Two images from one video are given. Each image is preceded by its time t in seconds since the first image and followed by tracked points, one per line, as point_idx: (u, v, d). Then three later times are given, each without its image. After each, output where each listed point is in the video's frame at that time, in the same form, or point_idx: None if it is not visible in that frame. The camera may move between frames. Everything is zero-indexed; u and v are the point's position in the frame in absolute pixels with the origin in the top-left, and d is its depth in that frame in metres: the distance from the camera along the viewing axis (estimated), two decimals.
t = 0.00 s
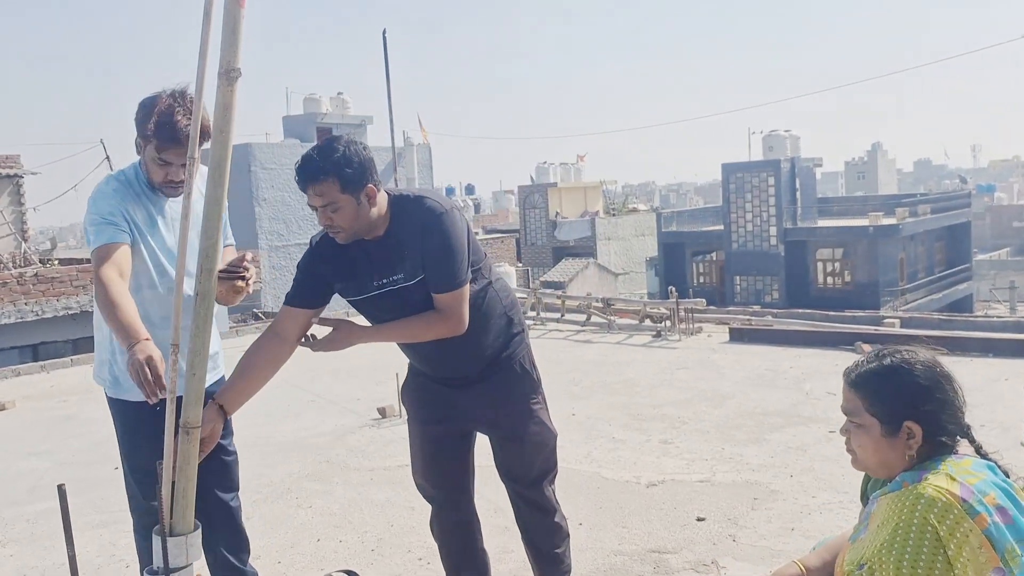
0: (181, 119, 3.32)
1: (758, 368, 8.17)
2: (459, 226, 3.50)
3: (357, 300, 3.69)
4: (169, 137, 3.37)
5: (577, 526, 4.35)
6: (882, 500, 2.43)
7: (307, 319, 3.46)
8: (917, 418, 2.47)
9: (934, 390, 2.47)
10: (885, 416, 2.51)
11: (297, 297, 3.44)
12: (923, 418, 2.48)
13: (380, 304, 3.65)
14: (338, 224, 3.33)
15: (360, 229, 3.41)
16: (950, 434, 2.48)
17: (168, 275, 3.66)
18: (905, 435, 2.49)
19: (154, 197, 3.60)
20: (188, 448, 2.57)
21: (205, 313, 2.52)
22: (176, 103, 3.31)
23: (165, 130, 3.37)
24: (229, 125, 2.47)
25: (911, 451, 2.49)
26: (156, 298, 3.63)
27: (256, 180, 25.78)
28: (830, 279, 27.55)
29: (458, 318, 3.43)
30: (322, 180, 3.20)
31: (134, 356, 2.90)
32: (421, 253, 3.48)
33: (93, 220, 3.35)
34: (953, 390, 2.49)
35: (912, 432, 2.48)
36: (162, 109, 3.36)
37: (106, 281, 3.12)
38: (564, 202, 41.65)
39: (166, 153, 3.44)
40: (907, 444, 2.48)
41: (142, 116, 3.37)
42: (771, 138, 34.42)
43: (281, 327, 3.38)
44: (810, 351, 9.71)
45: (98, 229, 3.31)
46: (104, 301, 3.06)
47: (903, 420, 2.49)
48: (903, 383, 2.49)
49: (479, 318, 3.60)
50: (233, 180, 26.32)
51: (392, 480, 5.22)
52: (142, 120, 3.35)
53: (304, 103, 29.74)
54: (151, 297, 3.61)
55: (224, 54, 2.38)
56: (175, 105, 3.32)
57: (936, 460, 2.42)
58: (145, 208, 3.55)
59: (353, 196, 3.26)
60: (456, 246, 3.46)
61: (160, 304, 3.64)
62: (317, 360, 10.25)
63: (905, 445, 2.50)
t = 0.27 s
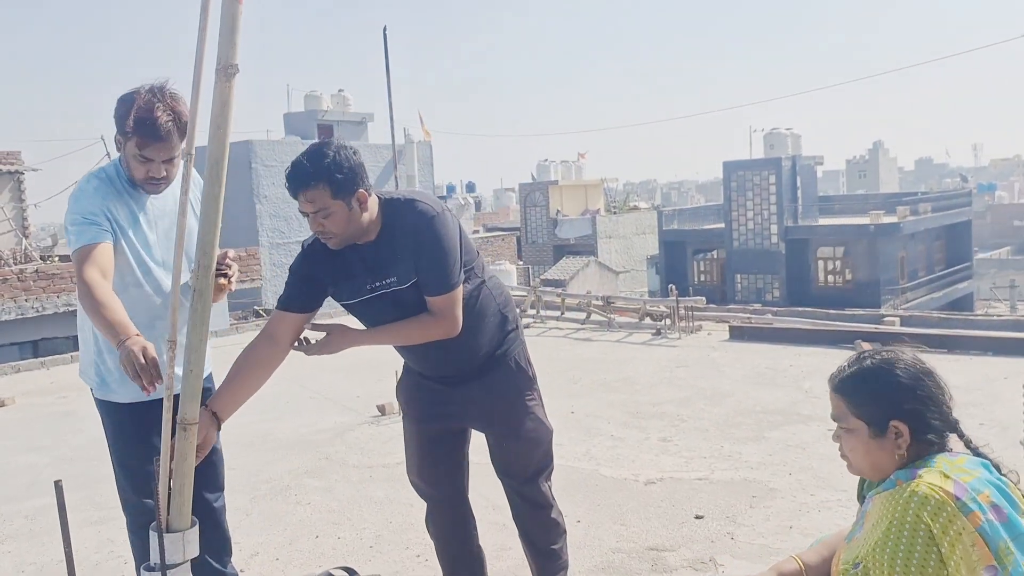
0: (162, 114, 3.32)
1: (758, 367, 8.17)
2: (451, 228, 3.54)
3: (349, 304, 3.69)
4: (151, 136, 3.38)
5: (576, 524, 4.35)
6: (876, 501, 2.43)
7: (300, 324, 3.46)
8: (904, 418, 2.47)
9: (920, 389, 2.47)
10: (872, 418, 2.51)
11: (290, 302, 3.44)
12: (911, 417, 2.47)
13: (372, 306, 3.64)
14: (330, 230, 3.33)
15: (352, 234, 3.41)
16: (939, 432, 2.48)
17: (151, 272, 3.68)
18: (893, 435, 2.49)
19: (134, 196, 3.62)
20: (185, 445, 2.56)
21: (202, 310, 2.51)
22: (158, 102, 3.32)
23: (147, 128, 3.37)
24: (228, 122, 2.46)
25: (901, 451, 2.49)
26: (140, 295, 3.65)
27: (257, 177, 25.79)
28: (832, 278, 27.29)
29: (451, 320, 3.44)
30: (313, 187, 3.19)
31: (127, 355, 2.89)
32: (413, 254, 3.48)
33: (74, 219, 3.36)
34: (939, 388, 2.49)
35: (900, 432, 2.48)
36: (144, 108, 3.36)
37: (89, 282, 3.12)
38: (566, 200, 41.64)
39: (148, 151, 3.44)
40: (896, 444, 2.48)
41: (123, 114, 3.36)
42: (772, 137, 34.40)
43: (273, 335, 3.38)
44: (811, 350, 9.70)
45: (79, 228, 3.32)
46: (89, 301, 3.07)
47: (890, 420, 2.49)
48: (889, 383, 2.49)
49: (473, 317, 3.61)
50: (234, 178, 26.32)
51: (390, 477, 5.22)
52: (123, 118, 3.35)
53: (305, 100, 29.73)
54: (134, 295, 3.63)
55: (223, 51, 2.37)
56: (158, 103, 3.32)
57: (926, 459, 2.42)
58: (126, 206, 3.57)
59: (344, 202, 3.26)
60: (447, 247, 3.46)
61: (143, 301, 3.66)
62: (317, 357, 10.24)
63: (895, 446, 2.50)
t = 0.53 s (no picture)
0: (157, 116, 3.32)
1: (757, 365, 8.17)
2: (446, 230, 3.54)
3: (345, 306, 3.70)
4: (147, 137, 3.39)
5: (574, 520, 4.36)
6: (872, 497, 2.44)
7: (296, 328, 3.47)
8: (894, 416, 2.48)
9: (909, 387, 2.48)
10: (862, 418, 2.51)
11: (285, 307, 3.44)
12: (902, 415, 2.48)
13: (368, 308, 3.65)
14: (324, 235, 3.33)
15: (346, 238, 3.42)
16: (930, 428, 2.49)
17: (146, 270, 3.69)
18: (885, 434, 2.50)
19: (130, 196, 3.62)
20: (184, 440, 2.56)
21: (202, 305, 2.51)
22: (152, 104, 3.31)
23: (142, 129, 3.37)
24: (227, 118, 2.47)
25: (893, 448, 2.50)
26: (136, 294, 3.67)
27: (257, 175, 25.80)
28: (831, 277, 27.45)
29: (448, 322, 3.47)
30: (307, 193, 3.19)
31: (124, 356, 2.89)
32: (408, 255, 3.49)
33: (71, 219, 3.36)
34: (926, 384, 2.50)
35: (891, 430, 2.49)
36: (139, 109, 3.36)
37: (86, 281, 3.13)
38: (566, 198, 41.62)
39: (143, 151, 3.45)
40: (888, 442, 2.49)
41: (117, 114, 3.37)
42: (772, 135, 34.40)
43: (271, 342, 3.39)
44: (810, 348, 9.70)
45: (76, 228, 3.33)
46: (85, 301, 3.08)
47: (881, 418, 2.49)
48: (878, 381, 2.50)
49: (468, 315, 3.63)
50: (234, 176, 26.34)
51: (389, 474, 5.23)
52: (118, 118, 3.35)
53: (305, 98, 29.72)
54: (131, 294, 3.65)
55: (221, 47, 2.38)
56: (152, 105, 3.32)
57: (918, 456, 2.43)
58: (122, 205, 3.58)
59: (338, 208, 3.26)
60: (441, 249, 3.47)
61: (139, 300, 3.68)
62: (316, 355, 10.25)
63: (887, 444, 2.50)
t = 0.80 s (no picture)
0: (159, 114, 3.32)
1: (757, 362, 8.18)
2: (444, 229, 3.55)
3: (344, 306, 3.70)
4: (148, 135, 3.38)
5: (574, 515, 4.38)
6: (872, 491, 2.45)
7: (296, 330, 3.50)
8: (887, 411, 2.48)
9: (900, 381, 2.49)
10: (857, 415, 2.51)
11: (283, 309, 3.47)
12: (895, 410, 2.49)
13: (367, 307, 3.65)
14: (323, 239, 3.33)
15: (344, 240, 3.42)
16: (922, 420, 2.50)
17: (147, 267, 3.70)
18: (880, 429, 2.51)
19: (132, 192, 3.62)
20: (185, 434, 2.57)
21: (203, 299, 2.51)
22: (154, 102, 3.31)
23: (143, 128, 3.37)
24: (228, 113, 2.47)
25: (890, 443, 2.51)
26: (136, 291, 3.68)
27: (256, 172, 25.79)
28: (831, 274, 27.50)
29: (447, 321, 3.48)
30: (304, 197, 3.19)
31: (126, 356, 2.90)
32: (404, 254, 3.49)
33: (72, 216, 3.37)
34: (916, 378, 2.51)
35: (886, 425, 2.50)
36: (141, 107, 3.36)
37: (89, 280, 3.13)
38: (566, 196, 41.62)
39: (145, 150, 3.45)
40: (884, 437, 2.49)
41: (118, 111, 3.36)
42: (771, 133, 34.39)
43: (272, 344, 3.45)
44: (809, 344, 9.71)
45: (78, 226, 3.33)
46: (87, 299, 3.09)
47: (876, 414, 2.50)
48: (871, 377, 2.50)
49: (465, 311, 3.64)
50: (234, 173, 26.34)
51: (390, 469, 5.24)
52: (119, 116, 3.35)
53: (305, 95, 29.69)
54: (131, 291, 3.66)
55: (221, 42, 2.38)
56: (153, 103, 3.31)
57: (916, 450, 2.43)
58: (124, 202, 3.58)
59: (336, 211, 3.26)
60: (437, 247, 3.47)
61: (140, 297, 3.69)
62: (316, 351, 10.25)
63: (884, 440, 2.51)
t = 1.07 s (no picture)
0: (162, 115, 3.32)
1: (756, 359, 8.19)
2: (450, 233, 3.53)
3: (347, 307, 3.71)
4: (151, 135, 3.38)
5: (573, 510, 4.39)
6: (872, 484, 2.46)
7: (300, 330, 3.57)
8: (886, 405, 2.49)
9: (898, 375, 2.50)
10: (858, 412, 2.52)
11: (285, 310, 3.53)
12: (895, 404, 2.50)
13: (371, 308, 3.66)
14: (330, 244, 3.34)
15: (350, 245, 3.42)
16: (922, 412, 2.51)
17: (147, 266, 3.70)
18: (881, 422, 2.51)
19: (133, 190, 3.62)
20: (186, 427, 2.57)
21: (205, 293, 2.52)
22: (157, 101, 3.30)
23: (146, 127, 3.37)
24: (230, 107, 2.48)
25: (891, 437, 2.52)
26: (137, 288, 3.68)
27: (256, 169, 25.81)
28: (830, 273, 27.55)
29: (457, 323, 3.49)
30: (311, 206, 3.19)
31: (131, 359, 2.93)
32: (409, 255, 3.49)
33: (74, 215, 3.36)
34: (915, 373, 2.52)
35: (887, 418, 2.50)
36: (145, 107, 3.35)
37: (93, 280, 3.14)
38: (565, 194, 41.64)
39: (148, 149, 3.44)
40: (885, 430, 2.50)
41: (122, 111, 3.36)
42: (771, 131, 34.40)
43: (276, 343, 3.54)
44: (808, 342, 9.72)
45: (80, 225, 3.33)
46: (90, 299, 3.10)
47: (876, 408, 2.50)
48: (871, 372, 2.51)
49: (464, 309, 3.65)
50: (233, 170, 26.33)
51: (390, 465, 5.25)
52: (123, 116, 3.34)
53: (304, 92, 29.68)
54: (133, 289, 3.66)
55: (224, 36, 2.38)
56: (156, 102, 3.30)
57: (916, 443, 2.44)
58: (125, 200, 3.58)
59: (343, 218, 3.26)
60: (443, 250, 3.47)
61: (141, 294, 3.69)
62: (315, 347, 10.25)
63: (885, 433, 2.52)
